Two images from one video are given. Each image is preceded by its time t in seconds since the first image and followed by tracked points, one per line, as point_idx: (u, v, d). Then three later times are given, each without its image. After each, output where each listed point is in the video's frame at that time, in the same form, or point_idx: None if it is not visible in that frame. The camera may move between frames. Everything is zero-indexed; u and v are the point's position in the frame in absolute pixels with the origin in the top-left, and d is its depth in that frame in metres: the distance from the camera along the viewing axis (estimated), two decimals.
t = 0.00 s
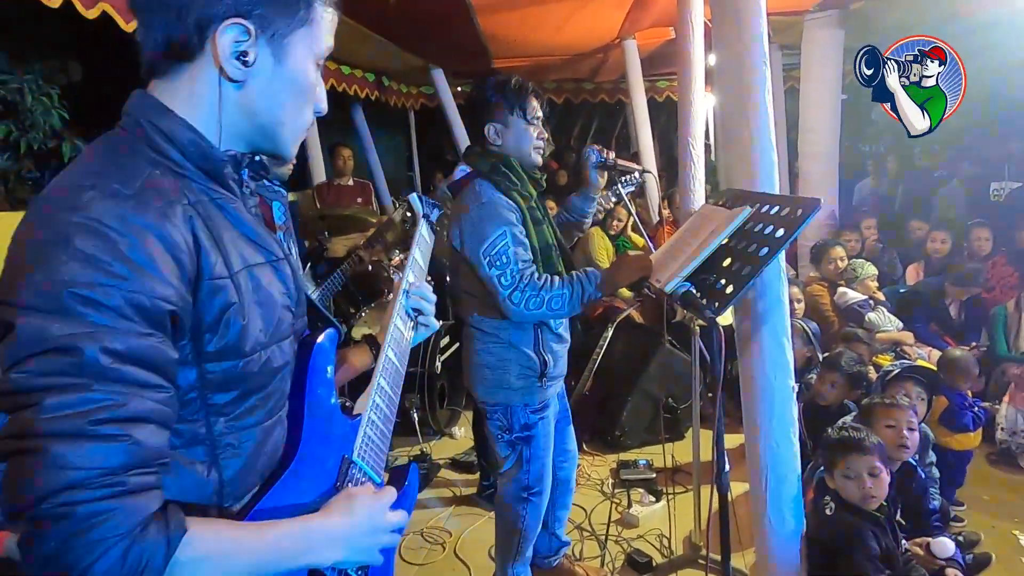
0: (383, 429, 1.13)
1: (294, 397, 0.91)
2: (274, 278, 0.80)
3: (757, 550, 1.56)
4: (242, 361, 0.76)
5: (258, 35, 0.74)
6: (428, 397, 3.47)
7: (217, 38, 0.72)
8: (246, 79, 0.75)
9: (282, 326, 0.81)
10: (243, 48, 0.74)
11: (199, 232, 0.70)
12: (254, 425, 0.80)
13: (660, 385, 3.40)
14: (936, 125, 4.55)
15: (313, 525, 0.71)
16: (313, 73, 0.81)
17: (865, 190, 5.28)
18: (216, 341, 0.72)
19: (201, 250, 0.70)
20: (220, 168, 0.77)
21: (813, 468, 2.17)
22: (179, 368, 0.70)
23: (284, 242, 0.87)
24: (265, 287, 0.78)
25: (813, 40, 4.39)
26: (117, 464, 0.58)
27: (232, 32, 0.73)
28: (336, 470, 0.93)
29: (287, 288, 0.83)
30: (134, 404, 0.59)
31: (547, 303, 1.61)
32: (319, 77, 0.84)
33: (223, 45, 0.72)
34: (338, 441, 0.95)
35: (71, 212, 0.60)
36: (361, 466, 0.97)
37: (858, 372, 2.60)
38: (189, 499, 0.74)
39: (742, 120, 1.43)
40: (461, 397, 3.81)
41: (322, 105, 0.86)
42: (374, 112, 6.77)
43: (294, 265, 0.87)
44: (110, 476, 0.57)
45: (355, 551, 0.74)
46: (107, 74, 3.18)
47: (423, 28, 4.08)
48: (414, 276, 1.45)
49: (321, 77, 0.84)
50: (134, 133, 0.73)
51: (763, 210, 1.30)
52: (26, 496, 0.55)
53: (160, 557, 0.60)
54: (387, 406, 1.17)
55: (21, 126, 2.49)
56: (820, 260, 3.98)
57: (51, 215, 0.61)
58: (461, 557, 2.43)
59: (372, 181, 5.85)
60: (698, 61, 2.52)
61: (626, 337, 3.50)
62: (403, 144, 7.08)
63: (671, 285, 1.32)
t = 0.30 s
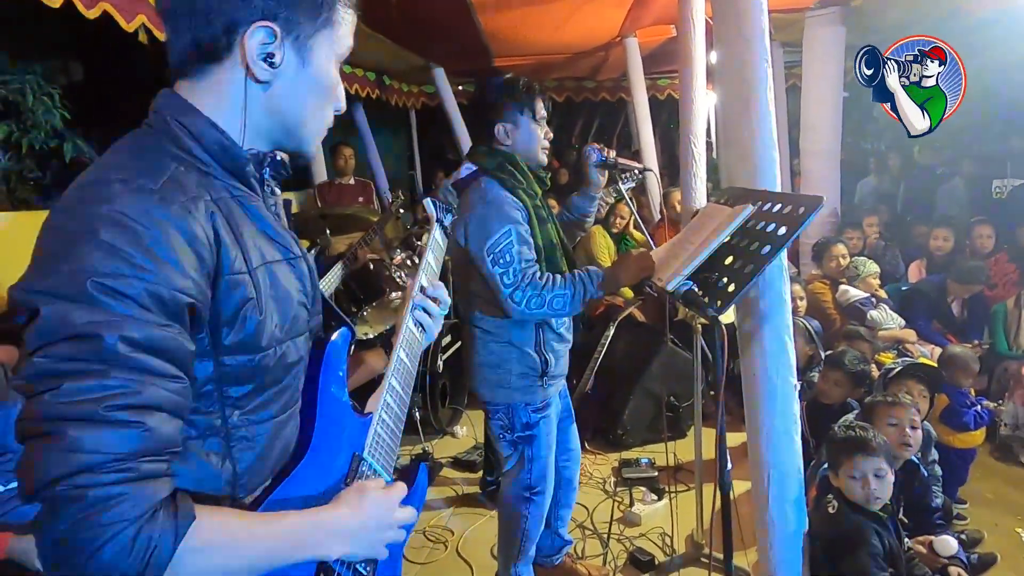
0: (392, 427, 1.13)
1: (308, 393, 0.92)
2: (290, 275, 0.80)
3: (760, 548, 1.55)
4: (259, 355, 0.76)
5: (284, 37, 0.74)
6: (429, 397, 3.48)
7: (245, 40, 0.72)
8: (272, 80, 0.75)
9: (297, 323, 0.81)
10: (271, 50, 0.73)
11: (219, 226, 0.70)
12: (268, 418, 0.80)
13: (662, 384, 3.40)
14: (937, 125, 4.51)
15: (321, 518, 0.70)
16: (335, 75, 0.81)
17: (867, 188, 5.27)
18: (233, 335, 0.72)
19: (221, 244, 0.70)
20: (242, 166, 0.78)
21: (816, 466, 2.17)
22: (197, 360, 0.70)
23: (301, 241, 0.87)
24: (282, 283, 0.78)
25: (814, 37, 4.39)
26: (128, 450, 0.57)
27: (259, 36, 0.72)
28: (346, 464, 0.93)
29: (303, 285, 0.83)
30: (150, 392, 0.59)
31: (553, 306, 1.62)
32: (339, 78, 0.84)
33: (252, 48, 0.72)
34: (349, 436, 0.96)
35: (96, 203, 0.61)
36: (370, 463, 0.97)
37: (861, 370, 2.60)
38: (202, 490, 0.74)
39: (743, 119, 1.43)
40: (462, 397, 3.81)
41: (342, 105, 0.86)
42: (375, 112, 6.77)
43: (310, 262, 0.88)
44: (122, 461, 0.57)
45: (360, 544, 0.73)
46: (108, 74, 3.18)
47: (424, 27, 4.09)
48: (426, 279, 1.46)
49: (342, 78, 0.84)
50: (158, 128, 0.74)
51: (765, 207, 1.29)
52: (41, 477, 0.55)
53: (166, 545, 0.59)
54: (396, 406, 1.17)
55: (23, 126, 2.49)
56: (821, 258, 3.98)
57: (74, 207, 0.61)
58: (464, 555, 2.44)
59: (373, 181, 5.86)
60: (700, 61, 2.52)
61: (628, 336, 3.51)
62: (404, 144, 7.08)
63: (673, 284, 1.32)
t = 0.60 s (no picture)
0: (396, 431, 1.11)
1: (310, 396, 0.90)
2: (292, 276, 0.80)
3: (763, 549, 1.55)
4: (261, 357, 0.75)
5: (287, 40, 0.74)
6: (431, 398, 3.48)
7: (247, 42, 0.72)
8: (274, 82, 0.75)
9: (299, 325, 0.81)
10: (272, 51, 0.73)
11: (221, 228, 0.70)
12: (270, 421, 0.80)
13: (663, 385, 3.39)
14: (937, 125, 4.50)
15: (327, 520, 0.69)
16: (338, 76, 0.80)
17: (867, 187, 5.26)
18: (236, 337, 0.72)
19: (223, 246, 0.70)
20: (245, 167, 0.78)
21: (819, 467, 2.17)
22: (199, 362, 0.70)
23: (303, 242, 0.87)
24: (284, 285, 0.78)
25: (815, 37, 4.38)
26: (129, 451, 0.57)
27: (261, 37, 0.72)
28: (349, 468, 0.92)
29: (305, 287, 0.83)
30: (151, 393, 0.58)
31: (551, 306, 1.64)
32: (344, 81, 0.83)
33: (253, 50, 0.72)
34: (351, 440, 0.95)
35: (99, 205, 0.61)
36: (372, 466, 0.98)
37: (863, 370, 2.59)
38: (203, 490, 0.74)
39: (743, 118, 1.42)
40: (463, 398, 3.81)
41: (346, 107, 0.85)
42: (376, 113, 6.77)
43: (313, 264, 0.88)
44: (121, 463, 0.56)
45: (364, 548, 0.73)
46: (107, 77, 3.18)
47: (423, 28, 4.08)
48: (433, 282, 1.47)
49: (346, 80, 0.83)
50: (163, 132, 0.74)
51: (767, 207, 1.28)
52: (42, 478, 0.55)
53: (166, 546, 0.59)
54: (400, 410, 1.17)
55: (24, 130, 2.48)
56: (823, 258, 3.98)
57: (78, 209, 0.61)
58: (466, 557, 2.43)
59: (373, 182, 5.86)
60: (700, 61, 2.51)
61: (629, 337, 3.50)
62: (404, 145, 7.08)
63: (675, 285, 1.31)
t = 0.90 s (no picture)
0: (390, 436, 1.13)
1: (300, 401, 0.93)
2: (277, 281, 0.80)
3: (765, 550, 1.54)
4: (243, 363, 0.75)
5: (250, 44, 0.72)
6: (432, 398, 3.48)
7: (205, 42, 0.71)
8: (236, 85, 0.74)
9: (285, 330, 0.81)
10: (233, 54, 0.72)
11: (198, 233, 0.70)
12: (256, 427, 0.80)
13: (664, 385, 3.39)
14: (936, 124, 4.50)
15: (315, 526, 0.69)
16: (315, 92, 0.77)
17: (866, 186, 5.27)
18: (216, 343, 0.71)
19: (200, 252, 0.69)
20: (224, 173, 0.78)
21: (820, 467, 2.16)
22: (178, 368, 0.69)
23: (289, 247, 0.87)
24: (268, 290, 0.78)
25: (813, 35, 4.40)
26: (98, 463, 0.56)
27: (221, 37, 0.71)
28: (339, 474, 0.96)
29: (291, 291, 0.83)
30: (120, 403, 0.58)
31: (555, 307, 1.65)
32: (329, 98, 0.80)
33: (212, 51, 0.72)
34: (342, 446, 0.98)
35: (70, 212, 0.60)
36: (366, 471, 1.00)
37: (863, 369, 2.59)
38: (185, 499, 0.74)
39: (741, 118, 1.42)
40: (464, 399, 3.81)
41: (336, 131, 0.82)
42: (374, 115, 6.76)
43: (300, 268, 0.88)
44: (87, 476, 0.56)
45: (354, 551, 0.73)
46: (106, 78, 3.17)
47: (421, 29, 4.08)
48: (429, 285, 1.46)
49: (331, 97, 0.80)
50: (145, 139, 0.74)
51: (766, 207, 1.28)
52: (9, 489, 0.54)
53: (137, 559, 0.58)
54: (394, 415, 1.17)
55: (21, 133, 2.47)
56: (823, 256, 3.97)
57: (50, 214, 0.61)
58: (466, 558, 2.43)
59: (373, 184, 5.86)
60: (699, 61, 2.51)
61: (629, 337, 3.50)
62: (403, 146, 7.08)
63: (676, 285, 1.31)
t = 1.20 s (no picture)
0: (382, 442, 1.13)
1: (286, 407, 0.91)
2: (262, 285, 0.81)
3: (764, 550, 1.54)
4: (220, 371, 0.75)
5: (230, 47, 0.73)
6: (431, 398, 3.48)
7: (185, 43, 0.71)
8: (215, 89, 0.74)
9: (267, 336, 0.81)
10: (212, 57, 0.72)
11: (172, 239, 0.70)
12: (234, 435, 0.80)
13: (664, 386, 3.38)
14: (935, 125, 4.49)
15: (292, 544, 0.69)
16: (299, 98, 0.77)
17: (865, 187, 5.26)
18: (191, 350, 0.71)
19: (174, 258, 0.69)
20: (205, 178, 0.77)
21: (821, 468, 2.16)
22: (151, 376, 0.69)
23: (274, 251, 0.87)
24: (250, 294, 0.78)
25: (813, 37, 4.40)
26: (56, 479, 0.56)
27: (199, 40, 0.72)
28: (326, 486, 0.94)
29: (276, 295, 0.83)
30: (78, 416, 0.57)
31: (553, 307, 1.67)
32: (316, 105, 0.80)
33: (191, 53, 0.72)
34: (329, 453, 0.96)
35: (36, 218, 0.60)
36: (354, 480, 0.99)
37: (864, 370, 2.59)
38: (158, 511, 0.74)
39: (740, 118, 1.42)
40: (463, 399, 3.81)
41: (322, 142, 0.83)
42: (375, 115, 6.76)
43: (285, 272, 0.88)
44: (42, 492, 0.56)
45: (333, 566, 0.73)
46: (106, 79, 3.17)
47: (421, 29, 4.07)
48: (429, 286, 1.46)
49: (315, 105, 0.80)
50: (122, 141, 0.74)
51: (766, 207, 1.28)
52: None
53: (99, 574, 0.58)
54: (387, 420, 1.17)
55: (21, 132, 2.47)
56: (823, 257, 3.97)
57: (15, 220, 0.60)
58: (465, 558, 2.43)
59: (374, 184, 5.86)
60: (700, 61, 2.50)
61: (629, 337, 3.50)
62: (403, 146, 7.08)
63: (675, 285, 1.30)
